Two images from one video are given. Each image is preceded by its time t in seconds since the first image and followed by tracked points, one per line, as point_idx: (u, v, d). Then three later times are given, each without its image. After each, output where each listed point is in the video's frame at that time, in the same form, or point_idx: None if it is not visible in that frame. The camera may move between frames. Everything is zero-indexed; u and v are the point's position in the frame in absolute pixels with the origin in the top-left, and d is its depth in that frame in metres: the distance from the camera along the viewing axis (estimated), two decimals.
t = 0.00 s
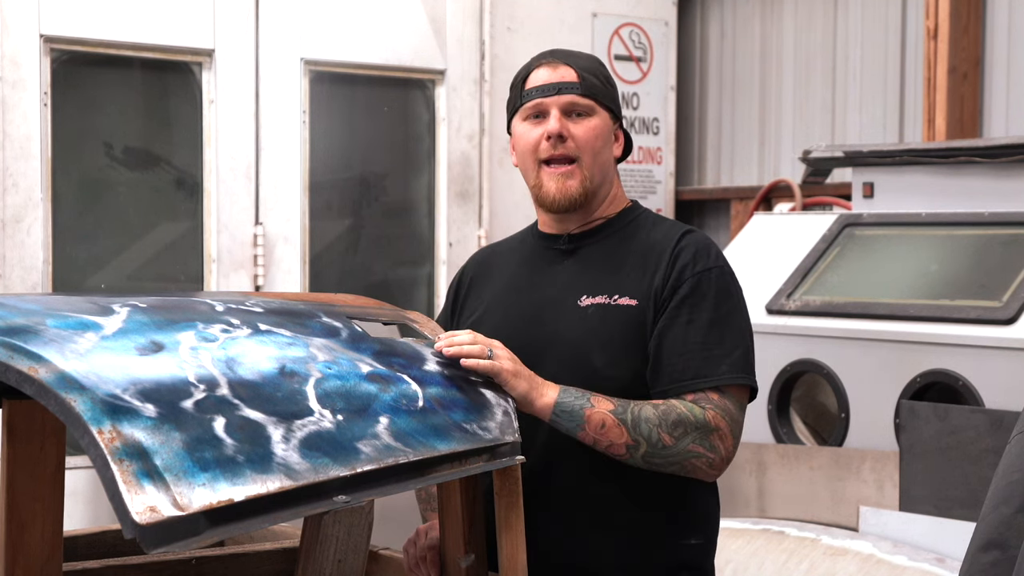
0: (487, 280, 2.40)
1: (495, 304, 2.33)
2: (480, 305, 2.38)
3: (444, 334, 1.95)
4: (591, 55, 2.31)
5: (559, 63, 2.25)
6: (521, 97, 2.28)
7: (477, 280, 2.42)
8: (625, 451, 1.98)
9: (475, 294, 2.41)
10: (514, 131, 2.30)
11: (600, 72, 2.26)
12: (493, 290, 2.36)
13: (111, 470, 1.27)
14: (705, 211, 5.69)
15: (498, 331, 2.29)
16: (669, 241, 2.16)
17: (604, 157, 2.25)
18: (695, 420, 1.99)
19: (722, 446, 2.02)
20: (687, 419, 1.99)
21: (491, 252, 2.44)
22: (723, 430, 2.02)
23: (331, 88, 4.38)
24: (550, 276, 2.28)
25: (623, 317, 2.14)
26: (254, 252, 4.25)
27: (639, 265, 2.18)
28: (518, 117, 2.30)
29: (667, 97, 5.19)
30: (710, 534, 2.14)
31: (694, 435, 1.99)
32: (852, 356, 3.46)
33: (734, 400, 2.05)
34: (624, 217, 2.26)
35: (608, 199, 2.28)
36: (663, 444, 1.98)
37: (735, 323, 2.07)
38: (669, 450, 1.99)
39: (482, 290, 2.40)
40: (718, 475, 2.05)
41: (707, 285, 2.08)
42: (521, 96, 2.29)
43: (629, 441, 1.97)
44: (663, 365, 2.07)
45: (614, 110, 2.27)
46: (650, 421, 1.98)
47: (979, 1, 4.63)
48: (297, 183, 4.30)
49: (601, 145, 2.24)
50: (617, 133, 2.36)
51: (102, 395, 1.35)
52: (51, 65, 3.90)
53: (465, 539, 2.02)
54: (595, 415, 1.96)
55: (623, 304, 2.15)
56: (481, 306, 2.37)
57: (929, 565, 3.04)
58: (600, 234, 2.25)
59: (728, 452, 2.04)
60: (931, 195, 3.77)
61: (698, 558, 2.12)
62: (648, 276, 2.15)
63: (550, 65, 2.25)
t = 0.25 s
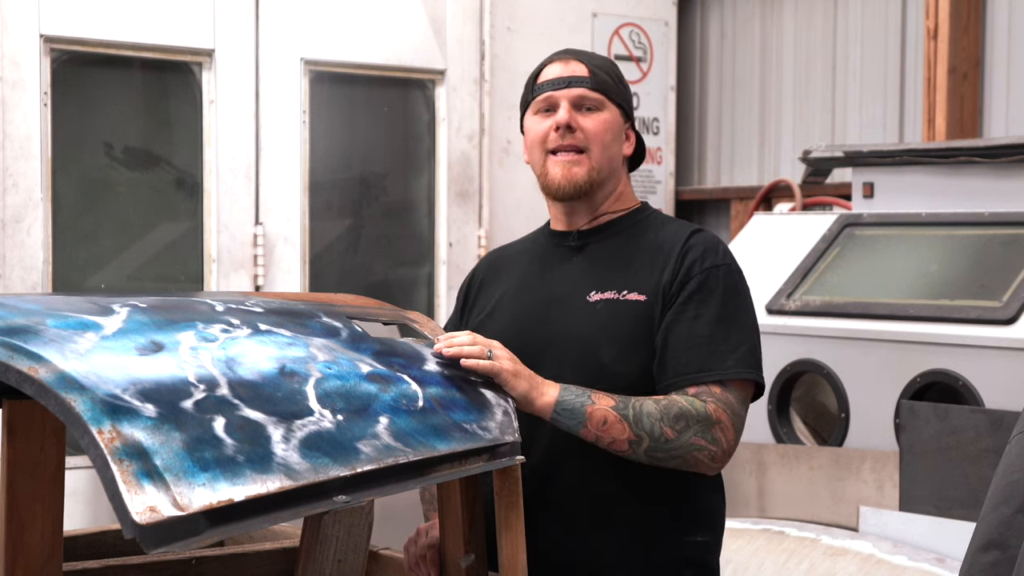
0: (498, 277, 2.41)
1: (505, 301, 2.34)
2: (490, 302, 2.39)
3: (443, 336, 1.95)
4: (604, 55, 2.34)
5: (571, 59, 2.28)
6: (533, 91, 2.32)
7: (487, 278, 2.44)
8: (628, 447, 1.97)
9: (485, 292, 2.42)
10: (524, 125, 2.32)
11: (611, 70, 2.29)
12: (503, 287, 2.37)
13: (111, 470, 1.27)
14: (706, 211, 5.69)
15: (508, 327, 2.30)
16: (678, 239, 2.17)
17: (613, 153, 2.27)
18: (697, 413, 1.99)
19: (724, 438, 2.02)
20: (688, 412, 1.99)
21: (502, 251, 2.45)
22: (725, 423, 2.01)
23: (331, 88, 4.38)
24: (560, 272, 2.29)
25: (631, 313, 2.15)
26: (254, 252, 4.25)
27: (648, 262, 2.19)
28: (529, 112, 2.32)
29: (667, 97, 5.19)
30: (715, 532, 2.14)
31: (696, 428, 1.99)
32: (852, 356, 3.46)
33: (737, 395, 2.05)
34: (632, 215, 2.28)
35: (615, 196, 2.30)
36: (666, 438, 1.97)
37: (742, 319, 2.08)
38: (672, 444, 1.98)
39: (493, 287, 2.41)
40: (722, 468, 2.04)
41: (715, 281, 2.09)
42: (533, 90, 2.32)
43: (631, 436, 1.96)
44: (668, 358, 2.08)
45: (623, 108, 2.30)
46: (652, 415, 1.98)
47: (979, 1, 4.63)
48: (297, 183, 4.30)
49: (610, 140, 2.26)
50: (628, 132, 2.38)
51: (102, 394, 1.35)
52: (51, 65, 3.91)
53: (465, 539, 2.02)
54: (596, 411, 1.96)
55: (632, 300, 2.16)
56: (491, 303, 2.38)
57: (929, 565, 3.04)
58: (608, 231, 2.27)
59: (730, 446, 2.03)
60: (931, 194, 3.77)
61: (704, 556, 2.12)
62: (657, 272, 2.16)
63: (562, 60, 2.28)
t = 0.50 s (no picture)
0: (519, 275, 2.44)
1: (524, 297, 2.36)
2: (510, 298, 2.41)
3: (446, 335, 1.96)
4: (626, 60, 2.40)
5: (592, 59, 2.34)
6: (555, 92, 2.37)
7: (509, 276, 2.46)
8: (634, 442, 1.97)
9: (506, 289, 2.45)
10: (546, 124, 2.37)
11: (632, 73, 2.34)
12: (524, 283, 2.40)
13: (111, 470, 1.27)
14: (705, 211, 5.70)
15: (525, 321, 2.32)
16: (695, 239, 2.19)
17: (632, 152, 2.30)
18: (701, 403, 1.98)
19: (731, 426, 2.00)
20: (693, 403, 1.98)
21: (525, 251, 2.48)
22: (729, 413, 2.00)
23: (331, 89, 4.38)
24: (578, 267, 2.31)
25: (646, 308, 2.16)
26: (254, 252, 4.25)
27: (665, 259, 2.20)
28: (551, 112, 2.37)
29: (667, 97, 5.18)
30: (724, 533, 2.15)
31: (701, 419, 1.97)
32: (852, 356, 3.46)
33: (745, 387, 2.04)
34: (649, 216, 2.30)
35: (634, 195, 2.32)
36: (671, 430, 1.96)
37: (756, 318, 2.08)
38: (678, 437, 1.97)
39: (513, 285, 2.43)
40: (728, 458, 2.02)
41: (730, 277, 2.09)
42: (556, 91, 2.37)
43: (636, 431, 1.96)
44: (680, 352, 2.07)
45: (644, 109, 2.34)
46: (656, 409, 1.97)
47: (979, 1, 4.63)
48: (296, 183, 4.30)
49: (629, 139, 2.30)
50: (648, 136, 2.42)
51: (102, 394, 1.35)
52: (51, 65, 3.91)
53: (465, 539, 2.02)
54: (599, 408, 1.96)
55: (647, 295, 2.17)
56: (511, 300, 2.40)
57: (929, 565, 3.04)
58: (626, 230, 2.30)
59: (736, 435, 2.02)
60: (931, 195, 3.77)
61: (711, 554, 2.12)
62: (673, 268, 2.17)
63: (584, 61, 2.34)
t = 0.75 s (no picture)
0: (544, 274, 2.46)
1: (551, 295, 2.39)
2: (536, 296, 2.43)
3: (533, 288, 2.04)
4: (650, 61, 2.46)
5: (617, 59, 2.41)
6: (581, 91, 2.44)
7: (534, 275, 2.48)
8: (684, 425, 2.02)
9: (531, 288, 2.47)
10: (572, 124, 2.43)
11: (657, 72, 2.41)
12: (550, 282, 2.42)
13: (110, 470, 1.27)
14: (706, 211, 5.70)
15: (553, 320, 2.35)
16: (724, 239, 2.23)
17: (657, 149, 2.36)
18: (753, 400, 2.02)
19: (777, 427, 2.05)
20: (747, 398, 2.02)
21: (550, 250, 2.51)
22: (778, 412, 2.04)
23: (331, 89, 4.38)
24: (605, 265, 2.35)
25: (677, 306, 2.20)
26: (254, 252, 4.25)
27: (693, 257, 2.24)
28: (577, 111, 2.44)
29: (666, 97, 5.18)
30: (752, 530, 2.20)
31: (753, 415, 2.02)
32: (852, 356, 3.45)
33: (787, 389, 2.09)
34: (677, 216, 2.34)
35: (659, 193, 2.37)
36: (723, 421, 2.00)
37: (788, 318, 2.12)
38: (728, 428, 2.01)
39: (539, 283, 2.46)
40: (769, 460, 2.07)
41: (761, 276, 2.14)
42: (582, 91, 2.44)
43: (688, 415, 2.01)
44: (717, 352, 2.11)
45: (668, 107, 2.40)
46: (713, 397, 2.01)
47: (979, 1, 4.63)
48: (296, 183, 4.30)
49: (653, 136, 2.35)
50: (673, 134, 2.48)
51: (101, 395, 1.35)
52: (51, 65, 3.91)
53: (465, 538, 2.02)
54: (659, 387, 2.01)
55: (677, 293, 2.21)
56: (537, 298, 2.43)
57: (929, 565, 3.08)
58: (653, 229, 2.33)
59: (781, 437, 2.06)
60: (931, 195, 3.77)
61: (740, 553, 2.18)
62: (703, 267, 2.21)
63: (609, 61, 2.41)
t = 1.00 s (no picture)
0: (570, 269, 2.42)
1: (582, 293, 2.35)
2: (563, 293, 2.39)
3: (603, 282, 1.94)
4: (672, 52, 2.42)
5: (638, 53, 2.37)
6: (603, 87, 2.40)
7: (557, 270, 2.44)
8: (758, 416, 2.01)
9: (555, 284, 2.43)
10: (595, 119, 2.40)
11: (679, 64, 2.37)
12: (578, 278, 2.39)
13: (110, 470, 1.27)
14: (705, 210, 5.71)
15: (586, 318, 2.32)
16: (759, 234, 2.22)
17: (682, 143, 2.32)
18: (821, 395, 2.05)
19: (837, 421, 2.09)
20: (816, 393, 2.04)
21: (571, 244, 2.47)
22: (841, 407, 2.09)
23: (331, 89, 4.38)
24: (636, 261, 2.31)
25: (717, 305, 2.19)
26: (254, 252, 4.25)
27: (727, 254, 2.23)
28: (599, 107, 2.40)
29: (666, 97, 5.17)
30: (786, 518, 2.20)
31: (821, 410, 2.05)
32: (852, 356, 3.45)
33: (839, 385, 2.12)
34: (706, 208, 2.32)
35: (685, 186, 2.34)
36: (796, 415, 2.02)
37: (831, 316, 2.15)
38: (798, 422, 2.03)
39: (564, 279, 2.41)
40: (824, 457, 2.11)
41: (802, 275, 2.14)
42: (603, 86, 2.40)
43: (764, 407, 2.00)
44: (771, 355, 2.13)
45: (692, 100, 2.36)
46: (786, 391, 2.02)
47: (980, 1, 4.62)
48: (296, 183, 4.30)
49: (678, 130, 2.32)
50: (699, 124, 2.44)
51: (101, 395, 1.35)
52: (51, 65, 3.90)
53: (465, 538, 2.02)
54: (738, 377, 1.98)
55: (716, 291, 2.20)
56: (565, 295, 2.39)
57: (929, 565, 3.13)
58: (685, 223, 2.30)
59: (842, 431, 2.11)
60: (931, 195, 3.76)
61: (777, 541, 2.18)
62: (739, 264, 2.21)
63: (630, 55, 2.37)
